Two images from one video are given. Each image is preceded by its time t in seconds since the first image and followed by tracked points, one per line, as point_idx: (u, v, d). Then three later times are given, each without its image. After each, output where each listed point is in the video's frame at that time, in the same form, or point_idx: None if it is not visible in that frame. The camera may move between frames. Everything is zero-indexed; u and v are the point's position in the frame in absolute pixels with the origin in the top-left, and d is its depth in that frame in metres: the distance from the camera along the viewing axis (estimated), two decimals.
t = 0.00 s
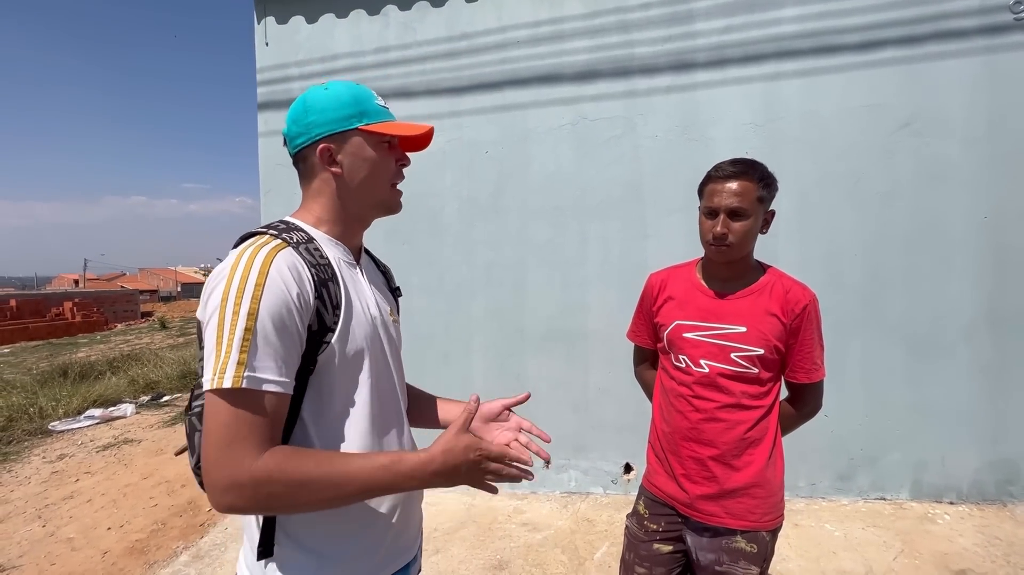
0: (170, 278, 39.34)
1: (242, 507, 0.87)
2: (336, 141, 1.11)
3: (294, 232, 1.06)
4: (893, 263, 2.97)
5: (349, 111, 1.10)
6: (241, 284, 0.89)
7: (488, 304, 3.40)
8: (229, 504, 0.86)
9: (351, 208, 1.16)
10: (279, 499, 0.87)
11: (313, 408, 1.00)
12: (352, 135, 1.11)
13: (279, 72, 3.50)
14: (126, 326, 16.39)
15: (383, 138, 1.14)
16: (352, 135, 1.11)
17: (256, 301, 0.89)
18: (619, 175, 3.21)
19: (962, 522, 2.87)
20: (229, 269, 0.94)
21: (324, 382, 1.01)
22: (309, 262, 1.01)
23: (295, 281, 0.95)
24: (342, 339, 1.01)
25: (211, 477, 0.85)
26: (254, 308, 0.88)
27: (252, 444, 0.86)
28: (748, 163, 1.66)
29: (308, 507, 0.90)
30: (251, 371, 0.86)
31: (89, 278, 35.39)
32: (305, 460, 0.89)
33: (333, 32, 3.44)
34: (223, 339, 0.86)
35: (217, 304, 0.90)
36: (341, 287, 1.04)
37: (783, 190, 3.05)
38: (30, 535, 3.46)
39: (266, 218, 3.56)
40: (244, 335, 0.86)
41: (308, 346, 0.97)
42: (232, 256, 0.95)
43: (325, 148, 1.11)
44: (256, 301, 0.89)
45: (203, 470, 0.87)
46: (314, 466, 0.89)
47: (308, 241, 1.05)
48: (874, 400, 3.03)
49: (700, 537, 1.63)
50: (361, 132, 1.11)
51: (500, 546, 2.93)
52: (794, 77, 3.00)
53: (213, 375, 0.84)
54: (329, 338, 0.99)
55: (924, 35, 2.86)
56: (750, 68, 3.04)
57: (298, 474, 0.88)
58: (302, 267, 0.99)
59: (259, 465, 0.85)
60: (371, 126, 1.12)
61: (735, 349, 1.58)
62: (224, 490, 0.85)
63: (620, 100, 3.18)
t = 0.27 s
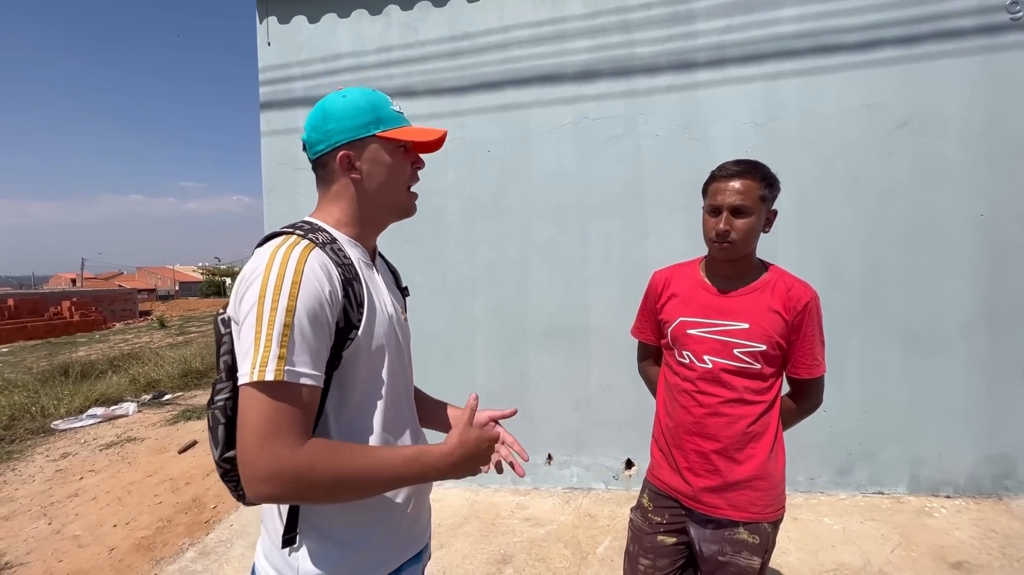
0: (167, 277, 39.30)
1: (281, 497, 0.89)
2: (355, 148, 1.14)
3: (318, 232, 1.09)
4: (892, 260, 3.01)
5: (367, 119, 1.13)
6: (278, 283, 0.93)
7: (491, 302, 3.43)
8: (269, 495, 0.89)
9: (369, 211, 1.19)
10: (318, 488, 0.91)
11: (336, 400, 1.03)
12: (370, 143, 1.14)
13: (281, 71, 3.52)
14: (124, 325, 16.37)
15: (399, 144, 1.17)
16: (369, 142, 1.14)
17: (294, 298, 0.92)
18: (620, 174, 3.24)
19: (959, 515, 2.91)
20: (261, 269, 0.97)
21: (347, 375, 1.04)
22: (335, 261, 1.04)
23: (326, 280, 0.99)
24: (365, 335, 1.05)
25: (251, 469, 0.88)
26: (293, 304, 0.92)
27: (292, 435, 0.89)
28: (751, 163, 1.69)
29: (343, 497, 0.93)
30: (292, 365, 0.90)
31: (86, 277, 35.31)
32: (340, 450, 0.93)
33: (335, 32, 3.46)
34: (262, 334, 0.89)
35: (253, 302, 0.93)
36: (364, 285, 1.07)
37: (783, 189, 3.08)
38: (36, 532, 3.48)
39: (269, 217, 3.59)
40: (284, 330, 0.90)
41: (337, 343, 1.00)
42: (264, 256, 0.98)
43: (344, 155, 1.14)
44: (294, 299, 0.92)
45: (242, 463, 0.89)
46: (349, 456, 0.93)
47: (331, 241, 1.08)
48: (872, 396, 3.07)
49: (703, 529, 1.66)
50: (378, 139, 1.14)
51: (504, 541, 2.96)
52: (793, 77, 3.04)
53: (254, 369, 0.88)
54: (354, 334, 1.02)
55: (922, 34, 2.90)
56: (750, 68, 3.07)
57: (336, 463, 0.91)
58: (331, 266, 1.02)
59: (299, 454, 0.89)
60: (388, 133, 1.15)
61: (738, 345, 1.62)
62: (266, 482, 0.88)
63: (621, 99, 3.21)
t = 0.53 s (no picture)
0: (163, 275, 39.19)
1: (291, 482, 0.94)
2: (353, 147, 1.17)
3: (336, 231, 1.12)
4: (888, 257, 3.05)
5: (361, 118, 1.16)
6: (297, 278, 0.96)
7: (492, 299, 3.47)
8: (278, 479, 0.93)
9: (376, 208, 1.21)
10: (325, 476, 0.96)
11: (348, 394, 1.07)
12: (364, 141, 1.17)
13: (283, 70, 3.54)
14: (122, 323, 16.34)
15: (395, 139, 1.18)
16: (364, 141, 1.17)
17: (311, 293, 0.95)
18: (620, 172, 3.27)
19: (953, 507, 2.96)
20: (281, 265, 1.00)
21: (359, 370, 1.07)
22: (351, 259, 1.07)
23: (342, 277, 1.02)
24: (378, 331, 1.07)
25: (267, 453, 0.91)
26: (310, 299, 0.95)
27: (307, 426, 0.94)
28: (748, 161, 1.73)
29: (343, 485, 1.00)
30: (306, 357, 0.93)
31: (82, 275, 35.18)
32: (348, 442, 0.99)
33: (337, 31, 3.48)
34: (280, 327, 0.93)
35: (272, 296, 0.97)
36: (378, 283, 1.09)
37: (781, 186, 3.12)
38: (41, 528, 3.50)
39: (271, 215, 3.61)
40: (301, 323, 0.93)
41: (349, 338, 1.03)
42: (284, 252, 1.02)
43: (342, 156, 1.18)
44: (310, 294, 0.95)
45: (256, 448, 0.92)
46: (356, 449, 0.99)
47: (348, 240, 1.11)
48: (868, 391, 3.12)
49: (705, 519, 1.70)
50: (373, 136, 1.17)
51: (506, 535, 3.00)
52: (792, 76, 3.07)
53: (271, 358, 0.91)
54: (367, 330, 1.05)
55: (919, 34, 2.93)
56: (749, 67, 3.10)
57: (344, 456, 0.97)
58: (347, 263, 1.05)
59: (312, 444, 0.94)
60: (381, 129, 1.17)
61: (741, 340, 1.65)
62: (279, 469, 0.92)
63: (621, 98, 3.24)
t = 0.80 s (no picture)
0: (159, 272, 39.03)
1: (278, 466, 0.97)
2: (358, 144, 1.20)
3: (337, 227, 1.14)
4: (882, 253, 3.09)
5: (365, 115, 1.18)
6: (287, 272, 0.99)
7: (491, 295, 3.49)
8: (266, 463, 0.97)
9: (382, 203, 1.23)
10: (312, 463, 0.99)
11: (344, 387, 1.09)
12: (368, 137, 1.19)
13: (282, 66, 3.54)
14: (118, 321, 16.29)
15: (398, 134, 1.20)
16: (367, 137, 1.19)
17: (300, 286, 0.98)
18: (619, 169, 3.30)
19: (946, 499, 3.01)
20: (277, 260, 1.04)
21: (355, 364, 1.09)
22: (347, 254, 1.09)
23: (334, 271, 1.04)
24: (373, 324, 1.10)
25: (255, 438, 0.95)
26: (298, 292, 0.97)
27: (294, 413, 0.97)
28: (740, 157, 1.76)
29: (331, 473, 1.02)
30: (291, 347, 0.95)
31: (76, 272, 35.00)
32: (336, 432, 1.01)
33: (336, 27, 3.48)
34: (270, 319, 0.96)
35: (265, 290, 1.00)
36: (374, 277, 1.12)
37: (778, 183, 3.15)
38: (42, 524, 3.51)
39: (270, 211, 3.62)
40: (288, 316, 0.96)
41: (342, 330, 1.06)
42: (278, 248, 1.05)
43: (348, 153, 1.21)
44: (299, 287, 0.98)
45: (247, 432, 0.96)
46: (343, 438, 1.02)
47: (348, 235, 1.14)
48: (862, 385, 3.16)
49: (703, 509, 1.74)
50: (376, 132, 1.19)
51: (506, 528, 3.03)
52: (789, 73, 3.10)
53: (259, 348, 0.94)
54: (361, 324, 1.08)
55: (914, 32, 2.97)
56: (747, 64, 3.13)
57: (331, 445, 1.00)
58: (342, 258, 1.07)
59: (297, 431, 0.97)
60: (384, 124, 1.18)
61: (738, 333, 1.68)
62: (267, 453, 0.95)
63: (620, 95, 3.26)
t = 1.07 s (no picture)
0: (153, 268, 38.83)
1: (265, 455, 0.99)
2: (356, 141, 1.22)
3: (332, 223, 1.17)
4: (874, 250, 3.13)
5: (363, 112, 1.20)
6: (279, 265, 1.01)
7: (487, 291, 3.51)
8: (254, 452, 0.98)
9: (378, 199, 1.25)
10: (300, 453, 1.01)
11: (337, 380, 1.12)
12: (365, 134, 1.21)
13: (279, 61, 3.54)
14: (112, 317, 16.22)
15: (395, 132, 1.21)
16: (365, 134, 1.21)
17: (291, 279, 1.00)
18: (614, 165, 3.32)
19: (934, 492, 3.06)
20: (270, 254, 1.06)
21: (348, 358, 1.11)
22: (340, 249, 1.11)
23: (327, 265, 1.06)
24: (367, 318, 1.12)
25: (244, 426, 0.97)
26: (289, 284, 1.00)
27: (282, 403, 0.99)
28: (733, 155, 1.79)
29: (319, 463, 1.04)
30: (281, 338, 0.98)
31: (70, 268, 34.80)
32: (323, 423, 1.03)
33: (333, 23, 3.49)
34: (262, 311, 0.98)
35: (258, 282, 1.03)
36: (368, 271, 1.14)
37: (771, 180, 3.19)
38: (39, 519, 3.52)
39: (267, 207, 3.62)
40: (279, 307, 0.98)
41: (334, 324, 1.08)
42: (271, 242, 1.07)
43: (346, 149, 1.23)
44: (291, 280, 1.00)
45: (236, 421, 0.98)
46: (331, 430, 1.04)
47: (342, 231, 1.16)
48: (854, 380, 3.20)
49: (696, 500, 1.77)
50: (373, 130, 1.20)
51: (502, 521, 3.07)
52: (783, 71, 3.13)
53: (252, 338, 0.97)
54: (354, 317, 1.10)
55: (907, 31, 3.00)
56: (742, 62, 3.16)
57: (317, 436, 1.02)
58: (335, 252, 1.10)
59: (285, 421, 0.99)
60: (382, 122, 1.20)
61: (730, 328, 1.71)
62: (254, 442, 0.97)
63: (616, 92, 3.28)
